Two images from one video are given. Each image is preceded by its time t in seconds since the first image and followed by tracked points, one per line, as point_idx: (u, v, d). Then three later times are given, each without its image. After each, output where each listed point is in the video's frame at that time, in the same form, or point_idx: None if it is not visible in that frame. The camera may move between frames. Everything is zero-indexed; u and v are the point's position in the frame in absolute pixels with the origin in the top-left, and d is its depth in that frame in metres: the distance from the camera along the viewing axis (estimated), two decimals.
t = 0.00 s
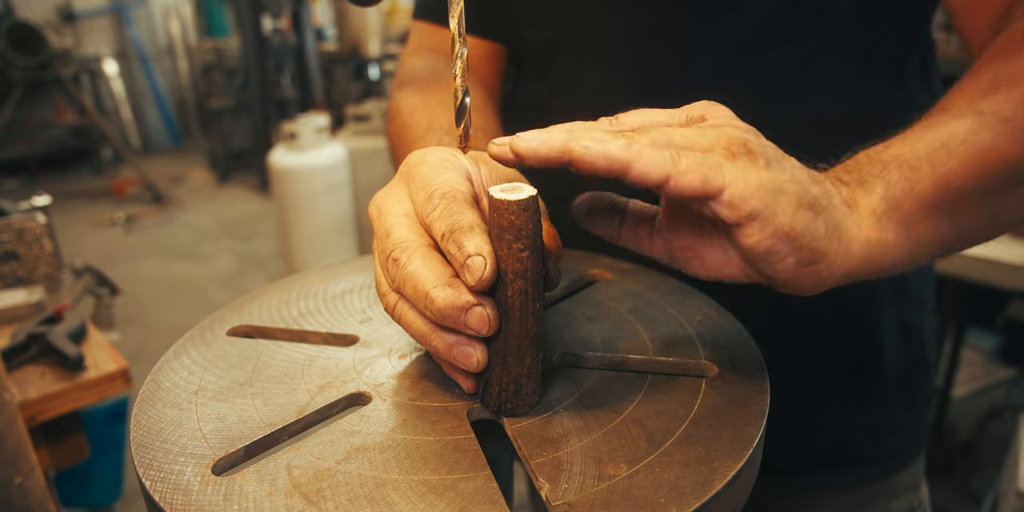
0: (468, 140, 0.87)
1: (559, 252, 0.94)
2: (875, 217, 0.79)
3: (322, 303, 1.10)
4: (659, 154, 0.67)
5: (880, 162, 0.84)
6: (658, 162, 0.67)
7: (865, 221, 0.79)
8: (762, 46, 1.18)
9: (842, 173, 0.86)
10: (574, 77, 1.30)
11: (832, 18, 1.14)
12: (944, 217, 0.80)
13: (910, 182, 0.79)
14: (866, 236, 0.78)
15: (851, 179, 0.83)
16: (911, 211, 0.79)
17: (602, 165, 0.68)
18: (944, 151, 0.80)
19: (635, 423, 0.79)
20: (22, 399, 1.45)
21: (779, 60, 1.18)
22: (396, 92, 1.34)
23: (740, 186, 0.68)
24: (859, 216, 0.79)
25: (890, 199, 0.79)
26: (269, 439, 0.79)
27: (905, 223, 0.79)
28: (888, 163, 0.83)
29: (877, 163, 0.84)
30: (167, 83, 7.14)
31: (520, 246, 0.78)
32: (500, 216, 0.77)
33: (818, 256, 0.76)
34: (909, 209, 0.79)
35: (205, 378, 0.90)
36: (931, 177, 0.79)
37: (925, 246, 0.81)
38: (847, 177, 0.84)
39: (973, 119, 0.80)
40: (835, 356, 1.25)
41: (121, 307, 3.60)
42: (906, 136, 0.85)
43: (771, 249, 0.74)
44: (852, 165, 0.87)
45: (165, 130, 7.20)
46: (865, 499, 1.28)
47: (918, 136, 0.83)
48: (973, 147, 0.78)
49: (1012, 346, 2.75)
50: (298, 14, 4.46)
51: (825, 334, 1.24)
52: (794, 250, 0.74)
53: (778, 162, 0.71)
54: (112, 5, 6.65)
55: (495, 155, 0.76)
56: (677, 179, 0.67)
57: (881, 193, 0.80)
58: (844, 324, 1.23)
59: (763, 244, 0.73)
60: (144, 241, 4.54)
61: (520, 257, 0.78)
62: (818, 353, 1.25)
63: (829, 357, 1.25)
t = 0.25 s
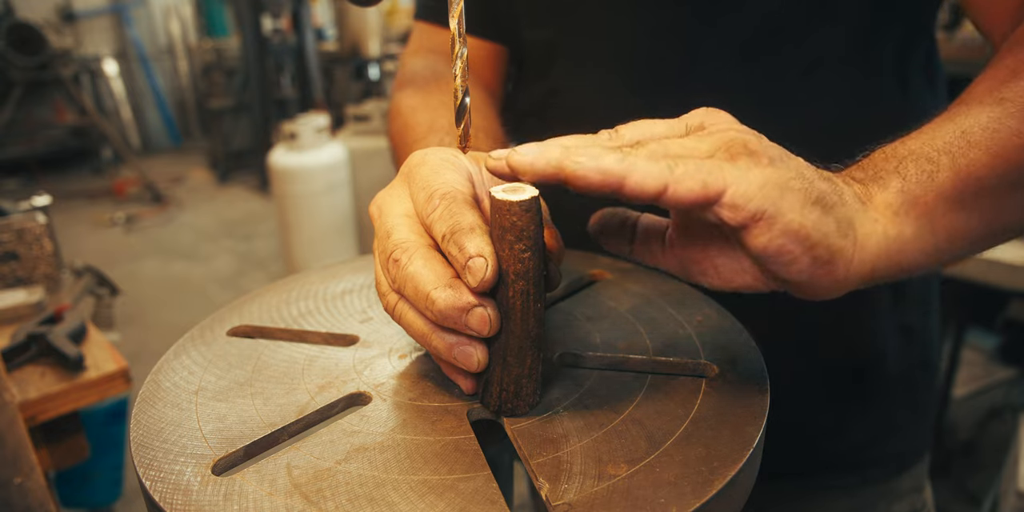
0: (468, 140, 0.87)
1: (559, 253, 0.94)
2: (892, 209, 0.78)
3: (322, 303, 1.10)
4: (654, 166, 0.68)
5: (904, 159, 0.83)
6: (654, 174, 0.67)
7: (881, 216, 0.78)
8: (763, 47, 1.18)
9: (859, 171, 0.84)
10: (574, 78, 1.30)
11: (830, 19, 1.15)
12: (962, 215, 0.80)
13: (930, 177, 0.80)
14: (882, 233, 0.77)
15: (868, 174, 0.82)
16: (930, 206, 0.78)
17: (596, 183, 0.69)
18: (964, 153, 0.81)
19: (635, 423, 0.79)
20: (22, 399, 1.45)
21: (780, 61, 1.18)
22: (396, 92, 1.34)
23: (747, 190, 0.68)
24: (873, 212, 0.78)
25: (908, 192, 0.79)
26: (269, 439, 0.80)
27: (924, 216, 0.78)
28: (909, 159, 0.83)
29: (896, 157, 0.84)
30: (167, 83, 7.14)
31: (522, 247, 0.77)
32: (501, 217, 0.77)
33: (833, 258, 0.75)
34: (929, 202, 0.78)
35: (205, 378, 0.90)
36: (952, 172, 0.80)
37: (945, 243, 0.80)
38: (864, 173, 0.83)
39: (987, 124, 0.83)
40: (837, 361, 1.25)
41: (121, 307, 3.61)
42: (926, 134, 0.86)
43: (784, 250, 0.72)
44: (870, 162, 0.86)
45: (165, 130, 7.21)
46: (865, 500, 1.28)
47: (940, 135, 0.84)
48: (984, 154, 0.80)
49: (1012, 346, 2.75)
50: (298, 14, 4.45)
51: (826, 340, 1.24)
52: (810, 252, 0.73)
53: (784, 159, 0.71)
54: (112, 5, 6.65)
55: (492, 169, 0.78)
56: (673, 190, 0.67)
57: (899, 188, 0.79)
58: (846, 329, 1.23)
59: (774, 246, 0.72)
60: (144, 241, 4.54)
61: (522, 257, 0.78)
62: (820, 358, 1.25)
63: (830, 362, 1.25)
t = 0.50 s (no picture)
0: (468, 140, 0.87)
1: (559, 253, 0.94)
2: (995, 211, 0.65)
3: (322, 302, 1.10)
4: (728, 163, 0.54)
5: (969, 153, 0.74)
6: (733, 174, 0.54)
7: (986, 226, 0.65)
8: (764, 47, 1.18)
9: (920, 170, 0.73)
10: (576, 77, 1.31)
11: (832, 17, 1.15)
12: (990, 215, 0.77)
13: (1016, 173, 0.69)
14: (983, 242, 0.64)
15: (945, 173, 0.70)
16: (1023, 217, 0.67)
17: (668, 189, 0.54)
18: None
19: (635, 423, 0.79)
20: (22, 399, 1.45)
21: (780, 61, 1.18)
22: (396, 92, 1.33)
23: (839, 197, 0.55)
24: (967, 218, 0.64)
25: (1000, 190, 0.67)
26: (268, 439, 0.80)
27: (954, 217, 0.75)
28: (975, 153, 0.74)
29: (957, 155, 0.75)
30: (167, 83, 7.13)
31: (520, 245, 0.77)
32: (499, 215, 0.77)
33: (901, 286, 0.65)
34: None
35: (205, 378, 0.90)
36: None
37: None
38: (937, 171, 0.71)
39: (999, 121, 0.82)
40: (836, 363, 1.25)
41: (121, 307, 3.61)
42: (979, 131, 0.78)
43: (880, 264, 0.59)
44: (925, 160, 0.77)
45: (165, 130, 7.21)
46: (865, 500, 1.28)
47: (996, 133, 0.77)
48: None
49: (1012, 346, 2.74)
50: (298, 14, 4.45)
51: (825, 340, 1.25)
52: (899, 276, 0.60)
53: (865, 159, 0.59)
54: (112, 5, 6.65)
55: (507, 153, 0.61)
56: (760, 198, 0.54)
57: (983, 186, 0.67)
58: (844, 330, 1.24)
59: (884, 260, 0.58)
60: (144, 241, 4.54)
61: (520, 256, 0.78)
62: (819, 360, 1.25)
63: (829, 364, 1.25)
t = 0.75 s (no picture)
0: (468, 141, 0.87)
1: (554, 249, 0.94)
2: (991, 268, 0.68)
3: (322, 302, 1.10)
4: (763, 274, 0.57)
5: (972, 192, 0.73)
6: (770, 287, 0.57)
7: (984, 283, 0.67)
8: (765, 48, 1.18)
9: (925, 210, 0.72)
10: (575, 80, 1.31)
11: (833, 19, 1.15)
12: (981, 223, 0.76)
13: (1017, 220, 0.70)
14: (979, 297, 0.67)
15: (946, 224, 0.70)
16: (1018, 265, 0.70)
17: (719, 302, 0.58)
18: None
19: (635, 423, 0.79)
20: (21, 399, 1.45)
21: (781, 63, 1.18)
22: (397, 92, 1.34)
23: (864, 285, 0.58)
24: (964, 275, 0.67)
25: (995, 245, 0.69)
26: (269, 439, 0.80)
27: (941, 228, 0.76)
28: (978, 192, 0.73)
29: (961, 193, 0.74)
30: (167, 83, 7.14)
31: (515, 243, 0.77)
32: (494, 213, 0.77)
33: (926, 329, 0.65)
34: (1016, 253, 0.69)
35: (205, 378, 0.90)
36: None
37: None
38: (936, 217, 0.71)
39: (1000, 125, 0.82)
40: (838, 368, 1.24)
41: (121, 307, 3.61)
42: (983, 160, 0.76)
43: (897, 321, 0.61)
44: (930, 195, 0.76)
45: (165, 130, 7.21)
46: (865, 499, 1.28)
47: (1002, 166, 0.75)
48: None
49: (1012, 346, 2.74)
50: (298, 14, 4.45)
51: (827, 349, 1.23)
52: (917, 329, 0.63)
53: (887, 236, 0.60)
54: (112, 5, 6.65)
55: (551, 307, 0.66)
56: (794, 306, 0.57)
57: (981, 239, 0.69)
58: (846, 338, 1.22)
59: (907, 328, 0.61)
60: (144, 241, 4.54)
61: (515, 255, 0.78)
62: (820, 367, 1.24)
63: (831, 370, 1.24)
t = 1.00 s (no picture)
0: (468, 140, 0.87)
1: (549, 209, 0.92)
2: (920, 292, 0.78)
3: (322, 302, 1.10)
4: (666, 358, 0.78)
5: (917, 223, 0.81)
6: (671, 368, 0.78)
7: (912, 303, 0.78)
8: (765, 48, 1.18)
9: (870, 240, 0.83)
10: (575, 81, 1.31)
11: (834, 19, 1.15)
12: (940, 233, 0.79)
13: (950, 252, 0.78)
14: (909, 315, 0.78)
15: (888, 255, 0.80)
16: (953, 289, 0.78)
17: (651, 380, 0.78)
18: (979, 218, 0.77)
19: (635, 423, 0.79)
20: (21, 399, 1.45)
21: (781, 63, 1.18)
22: (397, 92, 1.34)
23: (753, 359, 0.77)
24: (891, 295, 0.78)
25: (930, 272, 0.78)
26: (268, 439, 0.80)
27: (902, 243, 0.80)
28: (924, 222, 0.80)
29: (910, 223, 0.81)
30: (167, 83, 7.14)
31: (498, 180, 0.77)
32: (476, 152, 0.77)
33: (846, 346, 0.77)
34: (951, 276, 0.78)
35: (205, 378, 0.90)
36: (967, 241, 0.78)
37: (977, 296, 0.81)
38: (879, 246, 0.82)
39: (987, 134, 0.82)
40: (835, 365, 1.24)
41: (121, 307, 3.61)
42: (940, 190, 0.81)
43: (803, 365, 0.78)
44: (882, 225, 0.85)
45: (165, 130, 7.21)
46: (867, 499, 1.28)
47: (954, 197, 0.80)
48: (994, 214, 0.77)
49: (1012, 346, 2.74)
50: (298, 14, 4.45)
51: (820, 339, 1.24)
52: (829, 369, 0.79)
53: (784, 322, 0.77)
54: (112, 5, 6.64)
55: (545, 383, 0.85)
56: (695, 379, 0.78)
57: (914, 268, 0.78)
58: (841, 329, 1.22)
59: (810, 377, 0.79)
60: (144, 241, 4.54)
61: (498, 192, 0.77)
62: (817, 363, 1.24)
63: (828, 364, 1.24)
